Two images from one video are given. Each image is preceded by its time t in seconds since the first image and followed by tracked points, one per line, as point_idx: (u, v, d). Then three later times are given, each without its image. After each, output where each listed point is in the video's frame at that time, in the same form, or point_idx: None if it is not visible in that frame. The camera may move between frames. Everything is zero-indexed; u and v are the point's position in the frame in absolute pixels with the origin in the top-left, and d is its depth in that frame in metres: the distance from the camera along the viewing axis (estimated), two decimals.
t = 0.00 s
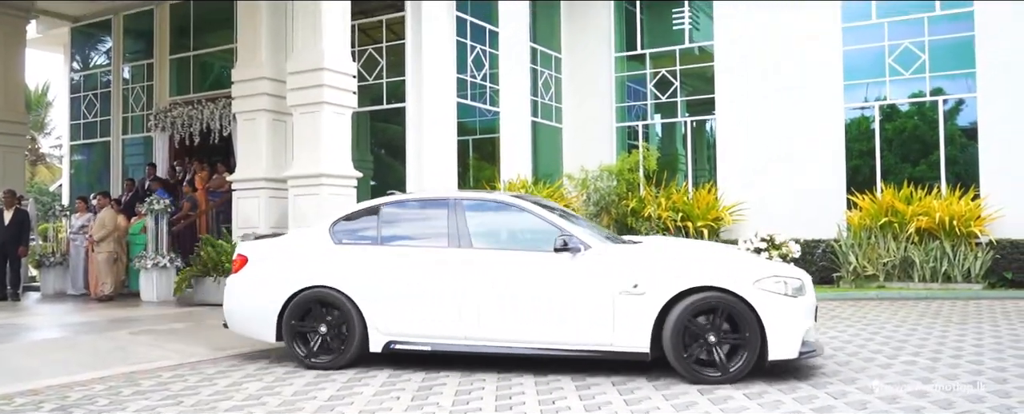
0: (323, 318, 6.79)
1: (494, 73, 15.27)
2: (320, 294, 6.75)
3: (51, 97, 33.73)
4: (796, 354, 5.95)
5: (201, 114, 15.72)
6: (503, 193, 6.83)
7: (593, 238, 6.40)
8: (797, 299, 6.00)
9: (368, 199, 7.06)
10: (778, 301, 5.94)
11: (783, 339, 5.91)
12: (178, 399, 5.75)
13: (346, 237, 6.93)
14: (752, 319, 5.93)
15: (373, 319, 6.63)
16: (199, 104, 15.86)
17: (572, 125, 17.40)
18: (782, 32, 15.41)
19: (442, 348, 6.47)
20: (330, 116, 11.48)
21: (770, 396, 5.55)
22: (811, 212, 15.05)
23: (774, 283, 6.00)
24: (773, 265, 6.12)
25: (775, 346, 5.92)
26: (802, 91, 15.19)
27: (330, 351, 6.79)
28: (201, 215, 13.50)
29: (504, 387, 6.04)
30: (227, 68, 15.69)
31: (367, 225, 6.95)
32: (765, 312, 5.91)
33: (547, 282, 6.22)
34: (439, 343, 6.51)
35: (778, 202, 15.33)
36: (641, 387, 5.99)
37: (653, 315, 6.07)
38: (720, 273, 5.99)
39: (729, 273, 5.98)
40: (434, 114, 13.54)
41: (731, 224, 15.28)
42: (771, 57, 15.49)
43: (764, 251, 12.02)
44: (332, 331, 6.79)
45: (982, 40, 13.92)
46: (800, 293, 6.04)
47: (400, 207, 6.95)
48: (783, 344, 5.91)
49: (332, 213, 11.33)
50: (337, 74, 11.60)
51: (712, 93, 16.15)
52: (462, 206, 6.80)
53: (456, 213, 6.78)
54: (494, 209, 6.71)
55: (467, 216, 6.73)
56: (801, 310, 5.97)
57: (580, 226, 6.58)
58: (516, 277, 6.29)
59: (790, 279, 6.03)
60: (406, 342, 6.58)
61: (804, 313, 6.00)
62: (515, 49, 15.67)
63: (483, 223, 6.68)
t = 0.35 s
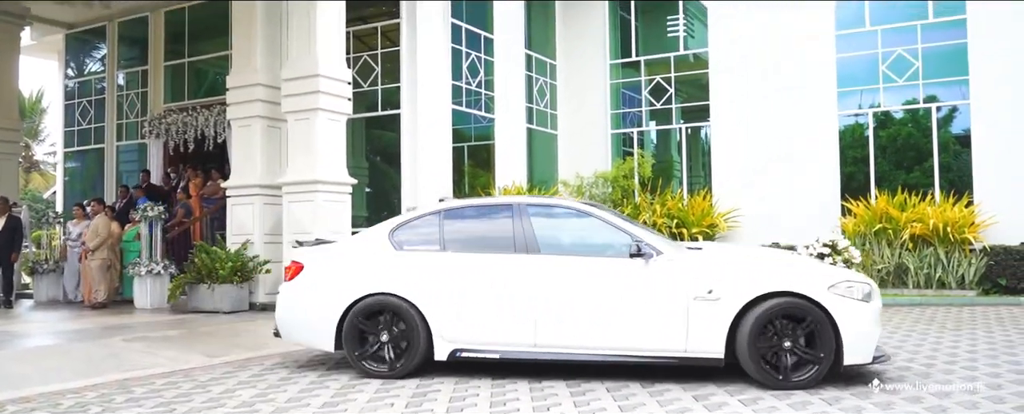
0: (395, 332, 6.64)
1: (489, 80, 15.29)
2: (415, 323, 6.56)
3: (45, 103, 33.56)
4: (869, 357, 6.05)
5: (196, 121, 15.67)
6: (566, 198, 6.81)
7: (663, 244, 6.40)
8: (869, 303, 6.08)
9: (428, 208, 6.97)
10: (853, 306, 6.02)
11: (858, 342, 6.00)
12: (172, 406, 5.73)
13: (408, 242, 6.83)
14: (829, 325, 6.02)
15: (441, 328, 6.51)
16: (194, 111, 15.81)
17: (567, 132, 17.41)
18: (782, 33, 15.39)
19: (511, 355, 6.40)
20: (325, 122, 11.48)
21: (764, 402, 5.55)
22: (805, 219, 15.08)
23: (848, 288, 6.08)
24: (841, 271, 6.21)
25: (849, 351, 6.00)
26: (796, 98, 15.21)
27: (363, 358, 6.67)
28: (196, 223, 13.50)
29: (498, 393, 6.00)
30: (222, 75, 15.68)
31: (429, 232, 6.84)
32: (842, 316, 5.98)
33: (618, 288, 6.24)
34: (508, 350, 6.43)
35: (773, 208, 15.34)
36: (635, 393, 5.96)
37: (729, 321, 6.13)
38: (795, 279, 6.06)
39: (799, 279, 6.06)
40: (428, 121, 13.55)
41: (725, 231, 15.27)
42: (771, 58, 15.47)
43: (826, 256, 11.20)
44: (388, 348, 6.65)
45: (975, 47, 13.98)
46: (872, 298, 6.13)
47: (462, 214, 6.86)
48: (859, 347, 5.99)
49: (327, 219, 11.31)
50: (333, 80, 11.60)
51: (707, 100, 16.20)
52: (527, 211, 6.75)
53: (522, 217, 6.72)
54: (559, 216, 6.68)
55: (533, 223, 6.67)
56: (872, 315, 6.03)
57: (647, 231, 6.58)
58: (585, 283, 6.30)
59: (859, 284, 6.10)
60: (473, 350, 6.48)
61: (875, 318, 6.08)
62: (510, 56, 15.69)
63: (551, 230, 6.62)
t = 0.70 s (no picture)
0: (463, 355, 6.33)
1: (485, 88, 15.28)
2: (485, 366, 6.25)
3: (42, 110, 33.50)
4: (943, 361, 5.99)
5: (192, 128, 15.63)
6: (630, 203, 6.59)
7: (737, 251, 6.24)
8: (941, 308, 6.04)
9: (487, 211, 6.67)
10: (927, 312, 5.96)
11: (934, 347, 5.94)
12: None
13: (472, 248, 6.49)
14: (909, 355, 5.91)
15: (510, 335, 6.21)
16: (189, 118, 15.80)
17: (564, 139, 17.42)
18: (782, 33, 15.41)
19: (585, 363, 6.13)
20: (321, 129, 11.46)
21: (761, 410, 5.54)
22: (801, 226, 15.08)
23: (921, 294, 6.02)
24: (911, 276, 6.15)
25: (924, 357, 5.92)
26: (792, 106, 15.26)
27: (421, 342, 6.33)
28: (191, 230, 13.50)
29: (495, 400, 5.96)
30: (218, 82, 15.67)
31: (493, 236, 6.52)
32: (918, 321, 5.91)
33: (697, 294, 6.04)
34: (582, 358, 6.16)
35: (770, 215, 15.35)
36: (633, 400, 5.92)
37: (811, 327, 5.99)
38: (872, 284, 5.97)
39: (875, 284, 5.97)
40: (424, 128, 13.54)
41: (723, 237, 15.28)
42: (771, 57, 15.49)
43: (891, 262, 11.66)
44: (446, 355, 6.35)
45: (969, 55, 14.02)
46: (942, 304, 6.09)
47: (526, 218, 6.57)
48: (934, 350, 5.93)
49: (324, 226, 11.29)
50: (329, 88, 11.59)
51: (703, 107, 16.22)
52: (595, 216, 6.50)
53: (591, 222, 6.46)
54: (628, 221, 6.45)
55: (603, 228, 6.43)
56: (945, 321, 5.99)
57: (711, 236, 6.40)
58: (658, 289, 6.08)
59: (931, 289, 6.06)
60: (547, 358, 6.19)
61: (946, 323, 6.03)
62: (507, 63, 15.70)
63: (621, 235, 6.39)
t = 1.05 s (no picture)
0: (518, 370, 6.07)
1: (482, 95, 15.19)
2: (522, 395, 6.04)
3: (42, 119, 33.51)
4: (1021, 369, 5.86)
5: (189, 136, 15.66)
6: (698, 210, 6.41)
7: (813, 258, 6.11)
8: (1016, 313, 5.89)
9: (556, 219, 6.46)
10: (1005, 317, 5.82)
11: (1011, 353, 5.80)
12: None
13: (544, 257, 6.24)
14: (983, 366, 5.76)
15: (590, 341, 5.99)
16: (187, 126, 15.80)
17: (562, 147, 17.44)
18: (784, 34, 15.44)
19: (666, 371, 5.92)
20: (319, 137, 11.46)
21: None
22: (797, 233, 15.12)
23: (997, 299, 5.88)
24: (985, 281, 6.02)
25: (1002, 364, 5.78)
26: (789, 114, 15.29)
27: (529, 328, 6.04)
28: (188, 238, 13.47)
29: (493, 408, 5.86)
30: (216, 90, 15.67)
31: (567, 242, 6.30)
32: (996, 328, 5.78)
33: (777, 300, 5.90)
34: (661, 365, 5.95)
35: (767, 222, 15.35)
36: (631, 407, 5.87)
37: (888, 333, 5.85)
38: (950, 289, 5.82)
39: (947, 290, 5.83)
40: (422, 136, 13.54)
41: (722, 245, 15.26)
42: (770, 63, 15.51)
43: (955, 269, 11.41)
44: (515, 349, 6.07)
45: (966, 62, 14.05)
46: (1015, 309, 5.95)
47: (598, 225, 6.36)
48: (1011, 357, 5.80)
49: (321, 233, 11.28)
50: (326, 95, 11.59)
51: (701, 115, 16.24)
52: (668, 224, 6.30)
53: (664, 230, 6.26)
54: (705, 227, 6.25)
55: (683, 235, 6.23)
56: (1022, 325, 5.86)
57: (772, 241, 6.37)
58: (729, 293, 5.94)
59: (1002, 295, 5.91)
60: (626, 366, 5.99)
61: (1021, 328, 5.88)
62: (504, 70, 15.73)
63: (701, 242, 6.20)
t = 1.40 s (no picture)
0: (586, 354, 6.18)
1: (481, 104, 15.22)
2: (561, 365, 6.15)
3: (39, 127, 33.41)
4: None
5: (188, 145, 15.66)
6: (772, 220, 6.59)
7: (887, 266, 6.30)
8: None
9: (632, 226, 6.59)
10: None
11: None
12: None
13: (624, 265, 6.37)
14: None
15: (672, 350, 6.10)
16: (186, 134, 15.81)
17: (560, 155, 17.43)
18: (781, 44, 15.49)
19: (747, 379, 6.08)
20: (317, 146, 11.46)
21: None
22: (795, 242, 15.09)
23: None
24: None
25: None
26: (787, 121, 15.32)
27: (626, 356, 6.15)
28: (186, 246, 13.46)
29: None
30: (215, 98, 15.69)
31: (646, 250, 6.43)
32: None
33: (860, 309, 6.07)
34: (743, 374, 6.11)
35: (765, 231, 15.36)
36: None
37: (892, 334, 6.06)
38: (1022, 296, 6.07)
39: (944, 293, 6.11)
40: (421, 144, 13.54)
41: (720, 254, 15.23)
42: (767, 72, 15.55)
43: None
44: (611, 349, 6.17)
45: (962, 72, 14.13)
46: None
47: (674, 233, 6.49)
48: None
49: (319, 241, 11.26)
50: (324, 103, 11.57)
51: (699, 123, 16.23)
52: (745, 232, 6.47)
53: (742, 238, 6.43)
54: (778, 237, 6.44)
55: (759, 244, 6.41)
56: None
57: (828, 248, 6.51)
58: (811, 303, 6.08)
59: None
60: (705, 375, 6.11)
61: None
62: (503, 79, 15.76)
63: (776, 251, 6.38)
